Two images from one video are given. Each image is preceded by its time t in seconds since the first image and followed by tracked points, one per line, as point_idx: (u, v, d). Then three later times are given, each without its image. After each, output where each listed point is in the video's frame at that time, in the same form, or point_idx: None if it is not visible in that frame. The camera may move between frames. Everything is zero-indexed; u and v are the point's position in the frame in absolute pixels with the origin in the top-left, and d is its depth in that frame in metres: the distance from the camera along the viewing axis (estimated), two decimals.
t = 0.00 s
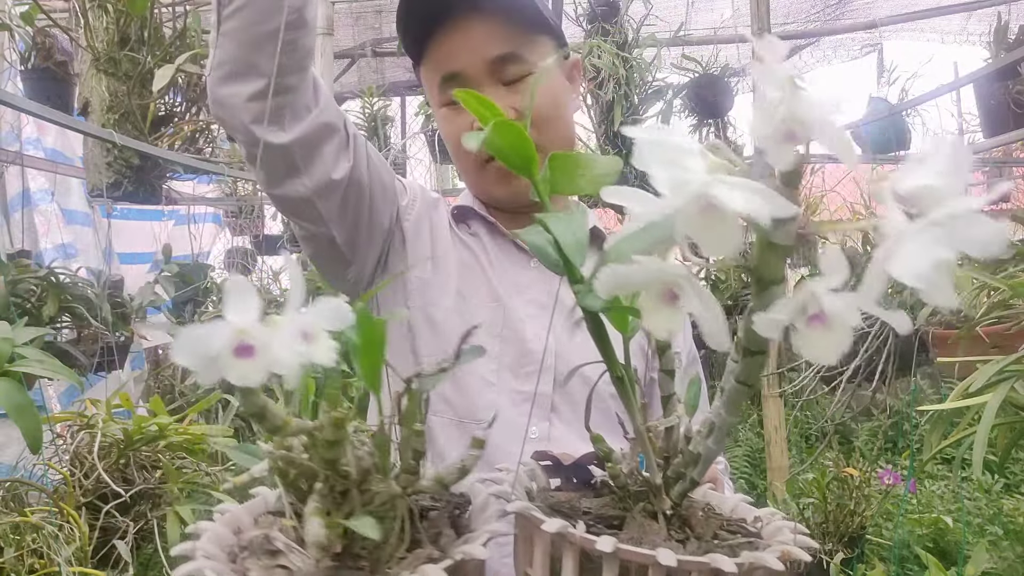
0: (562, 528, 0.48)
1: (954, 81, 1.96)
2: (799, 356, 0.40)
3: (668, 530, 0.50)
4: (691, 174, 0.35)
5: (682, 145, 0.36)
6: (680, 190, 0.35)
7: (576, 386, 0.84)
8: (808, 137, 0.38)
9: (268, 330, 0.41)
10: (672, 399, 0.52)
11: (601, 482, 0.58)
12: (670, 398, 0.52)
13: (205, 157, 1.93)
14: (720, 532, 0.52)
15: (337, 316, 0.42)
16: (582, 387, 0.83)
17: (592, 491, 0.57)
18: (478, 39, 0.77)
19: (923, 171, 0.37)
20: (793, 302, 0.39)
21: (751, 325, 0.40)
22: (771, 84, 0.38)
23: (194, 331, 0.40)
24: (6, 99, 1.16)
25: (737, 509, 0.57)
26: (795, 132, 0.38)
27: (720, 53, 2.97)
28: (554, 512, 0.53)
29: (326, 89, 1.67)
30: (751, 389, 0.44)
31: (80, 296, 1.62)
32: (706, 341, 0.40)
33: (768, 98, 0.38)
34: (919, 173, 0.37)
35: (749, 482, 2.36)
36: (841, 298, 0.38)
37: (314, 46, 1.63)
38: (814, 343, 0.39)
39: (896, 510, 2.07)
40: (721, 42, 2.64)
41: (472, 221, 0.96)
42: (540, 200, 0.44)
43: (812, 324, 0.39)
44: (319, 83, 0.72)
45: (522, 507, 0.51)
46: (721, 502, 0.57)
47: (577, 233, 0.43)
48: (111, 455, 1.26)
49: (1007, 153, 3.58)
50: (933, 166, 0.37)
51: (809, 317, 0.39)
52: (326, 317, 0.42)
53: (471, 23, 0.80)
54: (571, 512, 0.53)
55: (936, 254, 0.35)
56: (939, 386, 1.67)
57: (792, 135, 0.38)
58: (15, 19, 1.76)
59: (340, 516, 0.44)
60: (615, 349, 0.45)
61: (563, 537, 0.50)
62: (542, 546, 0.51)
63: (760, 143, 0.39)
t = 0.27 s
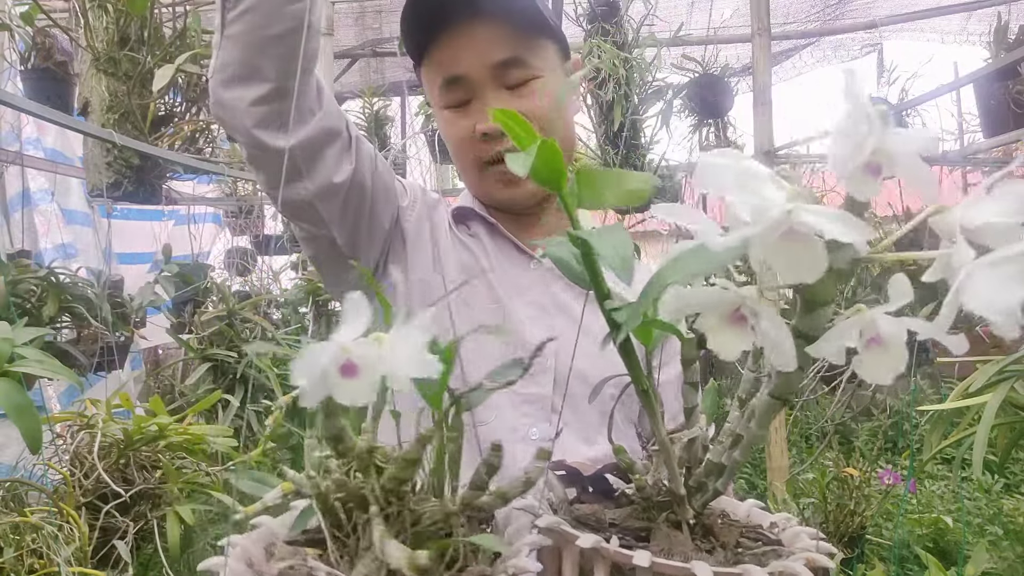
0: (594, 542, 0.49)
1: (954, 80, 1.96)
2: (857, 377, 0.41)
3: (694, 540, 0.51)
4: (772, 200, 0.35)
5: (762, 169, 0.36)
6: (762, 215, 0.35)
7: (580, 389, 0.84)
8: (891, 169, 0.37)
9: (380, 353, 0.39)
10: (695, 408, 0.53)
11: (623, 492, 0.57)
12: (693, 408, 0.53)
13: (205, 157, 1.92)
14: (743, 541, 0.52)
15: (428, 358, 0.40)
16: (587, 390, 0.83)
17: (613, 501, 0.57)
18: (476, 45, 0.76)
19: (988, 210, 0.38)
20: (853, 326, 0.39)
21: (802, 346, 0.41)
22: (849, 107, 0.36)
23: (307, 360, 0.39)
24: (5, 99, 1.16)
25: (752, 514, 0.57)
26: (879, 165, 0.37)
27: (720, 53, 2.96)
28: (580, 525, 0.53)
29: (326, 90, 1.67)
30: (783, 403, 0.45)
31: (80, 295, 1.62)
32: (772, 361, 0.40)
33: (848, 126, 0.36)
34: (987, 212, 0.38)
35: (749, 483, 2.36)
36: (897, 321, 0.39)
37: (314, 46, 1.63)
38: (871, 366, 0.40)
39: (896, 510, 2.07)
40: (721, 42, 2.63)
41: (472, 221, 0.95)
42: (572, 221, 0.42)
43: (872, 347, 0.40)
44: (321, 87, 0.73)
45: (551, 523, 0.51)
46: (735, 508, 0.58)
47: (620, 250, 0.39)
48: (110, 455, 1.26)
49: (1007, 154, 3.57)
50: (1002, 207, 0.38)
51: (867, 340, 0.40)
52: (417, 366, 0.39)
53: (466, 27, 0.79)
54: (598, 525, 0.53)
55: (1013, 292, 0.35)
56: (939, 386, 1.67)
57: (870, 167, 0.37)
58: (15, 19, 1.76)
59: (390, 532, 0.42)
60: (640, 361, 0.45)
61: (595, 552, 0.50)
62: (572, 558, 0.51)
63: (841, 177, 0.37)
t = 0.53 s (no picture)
0: (589, 558, 0.49)
1: (954, 80, 1.96)
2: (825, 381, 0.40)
3: (688, 548, 0.51)
4: (731, 219, 0.34)
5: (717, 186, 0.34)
6: (718, 234, 0.34)
7: (578, 389, 0.84)
8: (845, 181, 0.36)
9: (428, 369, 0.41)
10: (683, 417, 0.54)
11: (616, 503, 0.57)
12: (680, 417, 0.54)
13: (205, 157, 1.92)
14: (737, 545, 0.53)
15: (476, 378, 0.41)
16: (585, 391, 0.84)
17: (606, 513, 0.57)
18: (477, 50, 0.77)
19: (948, 211, 0.37)
20: (824, 332, 0.37)
21: (774, 352, 0.40)
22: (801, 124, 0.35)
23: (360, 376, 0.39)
24: (6, 99, 1.16)
25: (746, 518, 0.57)
26: (833, 178, 0.35)
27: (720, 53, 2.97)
28: (575, 538, 0.53)
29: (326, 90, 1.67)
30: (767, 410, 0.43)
31: (80, 295, 1.62)
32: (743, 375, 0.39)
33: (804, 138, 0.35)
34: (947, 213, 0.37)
35: (749, 483, 2.36)
36: (866, 327, 0.38)
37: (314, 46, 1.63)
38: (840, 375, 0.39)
39: (896, 510, 2.07)
40: (721, 42, 2.63)
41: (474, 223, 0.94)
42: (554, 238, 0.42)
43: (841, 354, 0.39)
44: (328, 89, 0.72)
45: (547, 538, 0.51)
46: (729, 512, 0.58)
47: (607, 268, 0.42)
48: (110, 455, 1.26)
49: (1007, 154, 3.58)
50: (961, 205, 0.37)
51: (835, 346, 0.39)
52: (464, 382, 0.40)
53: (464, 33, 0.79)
54: (593, 537, 0.53)
55: (972, 296, 0.35)
56: (939, 385, 1.67)
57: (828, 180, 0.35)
58: (14, 19, 1.76)
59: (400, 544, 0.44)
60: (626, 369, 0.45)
61: (590, 565, 0.50)
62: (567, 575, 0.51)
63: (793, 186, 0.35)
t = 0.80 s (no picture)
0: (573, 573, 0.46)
1: (954, 81, 1.96)
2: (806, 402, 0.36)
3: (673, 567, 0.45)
4: (709, 237, 0.32)
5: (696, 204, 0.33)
6: (694, 249, 0.32)
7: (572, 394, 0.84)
8: (824, 203, 0.33)
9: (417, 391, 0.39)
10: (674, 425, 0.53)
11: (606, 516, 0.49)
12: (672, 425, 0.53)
13: (205, 157, 1.93)
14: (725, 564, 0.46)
15: (470, 400, 0.39)
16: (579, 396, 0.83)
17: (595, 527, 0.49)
18: (492, 43, 0.76)
19: (926, 232, 0.34)
20: (806, 351, 0.34)
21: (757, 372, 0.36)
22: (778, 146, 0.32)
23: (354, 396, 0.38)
24: (6, 99, 1.16)
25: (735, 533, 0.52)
26: (812, 197, 0.32)
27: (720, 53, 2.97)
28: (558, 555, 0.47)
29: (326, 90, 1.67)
30: (754, 424, 0.38)
31: (80, 295, 1.62)
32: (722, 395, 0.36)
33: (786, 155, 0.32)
34: (925, 232, 0.34)
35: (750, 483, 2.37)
36: (849, 346, 0.35)
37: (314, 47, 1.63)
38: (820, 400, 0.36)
39: (896, 510, 2.07)
40: (721, 42, 2.63)
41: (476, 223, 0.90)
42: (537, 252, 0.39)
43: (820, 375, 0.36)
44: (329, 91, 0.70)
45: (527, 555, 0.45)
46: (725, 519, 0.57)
47: (575, 274, 0.38)
48: (110, 455, 1.26)
49: (1007, 153, 3.57)
50: (940, 226, 0.34)
51: (817, 365, 0.35)
52: (457, 404, 0.39)
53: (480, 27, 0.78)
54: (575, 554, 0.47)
55: (947, 320, 0.32)
56: (939, 385, 1.67)
57: (807, 199, 0.32)
58: (15, 19, 1.76)
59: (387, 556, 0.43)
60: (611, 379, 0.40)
61: None
62: None
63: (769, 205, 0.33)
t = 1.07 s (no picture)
0: None
1: (954, 80, 1.96)
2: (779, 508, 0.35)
3: None
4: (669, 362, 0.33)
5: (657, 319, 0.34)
6: (655, 378, 0.33)
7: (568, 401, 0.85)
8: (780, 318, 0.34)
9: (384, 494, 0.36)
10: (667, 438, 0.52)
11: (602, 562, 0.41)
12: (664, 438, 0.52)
13: (205, 157, 1.93)
14: None
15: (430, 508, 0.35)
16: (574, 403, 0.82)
17: None
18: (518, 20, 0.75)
19: (897, 342, 0.35)
20: (777, 455, 0.34)
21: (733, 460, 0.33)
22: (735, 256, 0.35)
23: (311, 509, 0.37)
24: (7, 99, 1.16)
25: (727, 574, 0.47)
26: (771, 321, 0.34)
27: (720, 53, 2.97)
28: None
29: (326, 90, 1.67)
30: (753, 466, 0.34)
31: (80, 295, 1.62)
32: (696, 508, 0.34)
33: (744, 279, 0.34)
34: (891, 342, 0.35)
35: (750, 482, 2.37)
36: (826, 449, 0.34)
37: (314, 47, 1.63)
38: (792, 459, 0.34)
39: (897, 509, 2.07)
40: (721, 41, 2.63)
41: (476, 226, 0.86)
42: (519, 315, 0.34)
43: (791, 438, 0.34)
44: (314, 102, 0.68)
45: None
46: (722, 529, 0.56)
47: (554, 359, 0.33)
48: (110, 455, 1.26)
49: (1007, 153, 3.57)
50: (910, 337, 0.36)
51: (791, 470, 0.34)
52: (408, 508, 0.35)
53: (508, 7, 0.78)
54: None
55: (917, 452, 0.33)
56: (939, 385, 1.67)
57: (768, 321, 0.34)
58: (15, 19, 1.76)
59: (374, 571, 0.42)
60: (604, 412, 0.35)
61: None
62: None
63: (726, 328, 0.33)
